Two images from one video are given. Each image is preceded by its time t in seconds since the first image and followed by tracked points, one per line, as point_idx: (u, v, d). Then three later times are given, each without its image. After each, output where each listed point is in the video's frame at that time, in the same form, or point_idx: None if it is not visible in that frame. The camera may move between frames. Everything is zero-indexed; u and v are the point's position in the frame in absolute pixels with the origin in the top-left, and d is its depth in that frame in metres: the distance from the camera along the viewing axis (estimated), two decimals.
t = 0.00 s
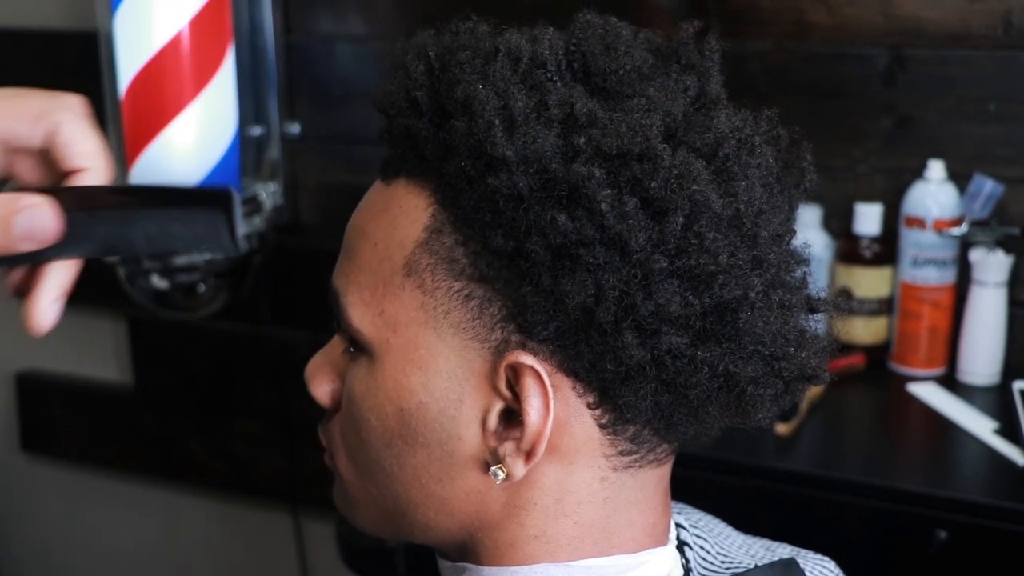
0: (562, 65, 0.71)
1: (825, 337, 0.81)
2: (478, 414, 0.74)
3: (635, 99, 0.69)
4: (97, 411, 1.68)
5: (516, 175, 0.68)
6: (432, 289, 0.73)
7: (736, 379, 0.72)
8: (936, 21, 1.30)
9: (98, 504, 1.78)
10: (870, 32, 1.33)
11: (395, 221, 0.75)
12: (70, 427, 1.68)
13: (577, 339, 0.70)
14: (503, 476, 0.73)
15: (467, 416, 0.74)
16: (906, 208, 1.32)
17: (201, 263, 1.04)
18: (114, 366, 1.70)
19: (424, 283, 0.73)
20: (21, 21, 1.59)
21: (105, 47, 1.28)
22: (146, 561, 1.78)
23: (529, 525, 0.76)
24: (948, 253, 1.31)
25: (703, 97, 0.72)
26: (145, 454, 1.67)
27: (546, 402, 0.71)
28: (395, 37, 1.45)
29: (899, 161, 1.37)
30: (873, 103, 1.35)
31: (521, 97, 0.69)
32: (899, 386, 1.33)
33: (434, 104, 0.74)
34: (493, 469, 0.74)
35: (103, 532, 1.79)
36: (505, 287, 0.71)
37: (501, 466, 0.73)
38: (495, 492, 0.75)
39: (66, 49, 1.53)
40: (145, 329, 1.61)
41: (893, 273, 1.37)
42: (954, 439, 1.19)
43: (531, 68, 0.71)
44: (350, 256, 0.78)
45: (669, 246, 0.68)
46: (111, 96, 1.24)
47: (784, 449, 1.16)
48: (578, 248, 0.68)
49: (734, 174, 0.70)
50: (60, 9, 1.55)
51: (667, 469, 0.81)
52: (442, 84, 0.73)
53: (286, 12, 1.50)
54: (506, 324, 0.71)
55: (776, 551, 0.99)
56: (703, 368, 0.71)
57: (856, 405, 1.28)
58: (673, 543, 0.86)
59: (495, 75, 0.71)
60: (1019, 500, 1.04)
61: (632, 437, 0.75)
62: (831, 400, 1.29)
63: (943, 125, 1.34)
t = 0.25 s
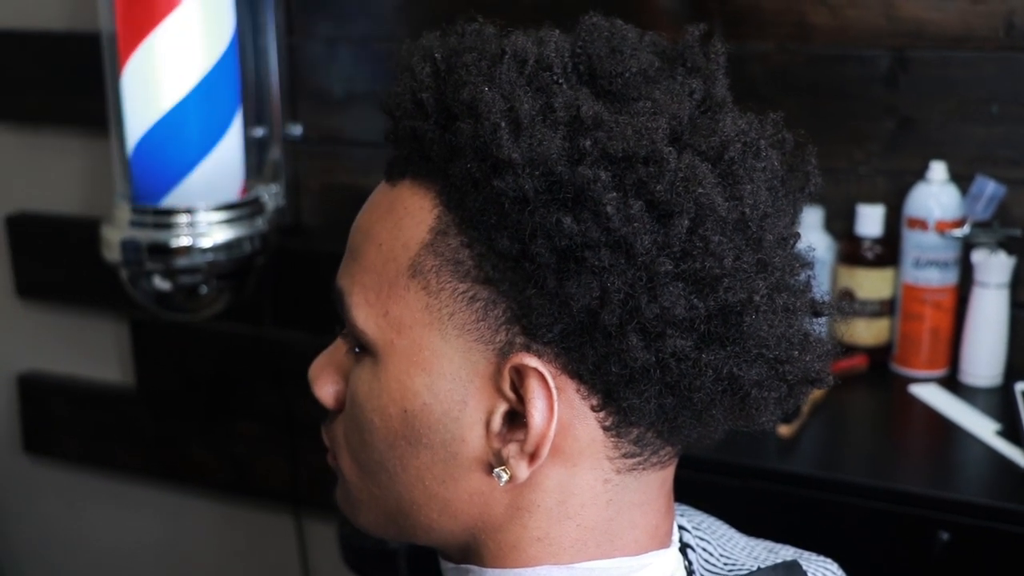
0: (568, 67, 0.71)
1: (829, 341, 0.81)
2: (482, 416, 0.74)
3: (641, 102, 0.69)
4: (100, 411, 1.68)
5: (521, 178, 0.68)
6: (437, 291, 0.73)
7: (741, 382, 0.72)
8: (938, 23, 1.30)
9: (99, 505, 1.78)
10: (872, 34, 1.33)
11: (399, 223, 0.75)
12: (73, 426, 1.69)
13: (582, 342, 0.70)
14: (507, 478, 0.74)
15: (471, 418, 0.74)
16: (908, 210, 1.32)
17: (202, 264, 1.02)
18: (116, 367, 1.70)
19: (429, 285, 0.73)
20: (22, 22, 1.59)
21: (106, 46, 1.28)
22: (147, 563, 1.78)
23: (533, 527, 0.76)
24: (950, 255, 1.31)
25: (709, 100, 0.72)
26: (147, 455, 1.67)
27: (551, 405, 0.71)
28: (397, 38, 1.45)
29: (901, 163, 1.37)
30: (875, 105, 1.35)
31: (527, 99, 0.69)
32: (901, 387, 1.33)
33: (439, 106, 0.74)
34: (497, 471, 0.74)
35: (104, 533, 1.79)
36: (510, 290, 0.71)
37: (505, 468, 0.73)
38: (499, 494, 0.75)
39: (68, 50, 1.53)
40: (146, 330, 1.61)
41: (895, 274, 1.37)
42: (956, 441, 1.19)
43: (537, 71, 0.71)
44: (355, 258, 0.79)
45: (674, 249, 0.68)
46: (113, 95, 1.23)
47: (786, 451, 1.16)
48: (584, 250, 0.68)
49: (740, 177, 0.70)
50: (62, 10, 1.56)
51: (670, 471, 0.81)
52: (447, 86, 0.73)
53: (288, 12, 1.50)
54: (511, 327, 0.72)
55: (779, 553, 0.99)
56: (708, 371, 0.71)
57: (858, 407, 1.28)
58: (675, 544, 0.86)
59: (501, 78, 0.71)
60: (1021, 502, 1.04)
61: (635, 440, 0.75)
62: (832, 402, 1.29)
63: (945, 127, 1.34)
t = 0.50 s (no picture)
0: (566, 68, 0.71)
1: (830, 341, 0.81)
2: (482, 417, 0.74)
3: (639, 102, 0.69)
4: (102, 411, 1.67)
5: (520, 179, 0.68)
6: (436, 292, 0.73)
7: (741, 383, 0.72)
8: (939, 23, 1.30)
9: (100, 506, 1.78)
10: (874, 34, 1.33)
11: (398, 224, 0.75)
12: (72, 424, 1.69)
13: (582, 343, 0.70)
14: (507, 479, 0.73)
15: (471, 419, 0.74)
16: (909, 211, 1.32)
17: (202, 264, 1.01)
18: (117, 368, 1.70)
19: (429, 286, 0.73)
20: (24, 22, 1.59)
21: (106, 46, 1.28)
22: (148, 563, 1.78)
23: (533, 528, 0.75)
24: (952, 256, 1.31)
25: (708, 100, 0.72)
26: (148, 456, 1.67)
27: (551, 406, 0.71)
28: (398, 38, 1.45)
29: (902, 164, 1.37)
30: (876, 106, 1.35)
31: (525, 100, 0.69)
32: (903, 389, 1.33)
33: (438, 107, 0.74)
34: (497, 472, 0.74)
35: (105, 534, 1.79)
36: (510, 291, 0.71)
37: (505, 469, 0.73)
38: (499, 496, 0.75)
39: (69, 50, 1.53)
40: (147, 331, 1.61)
41: (897, 275, 1.37)
42: (958, 442, 1.18)
43: (536, 72, 0.71)
44: (355, 258, 0.78)
45: (674, 250, 0.68)
46: (114, 96, 1.23)
47: (788, 452, 1.16)
48: (584, 251, 0.68)
49: (739, 177, 0.70)
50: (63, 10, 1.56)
51: (671, 472, 0.81)
52: (446, 87, 0.73)
53: (290, 13, 1.50)
54: (510, 328, 0.71)
55: (780, 554, 0.99)
56: (709, 372, 0.71)
57: (860, 408, 1.28)
58: (676, 546, 0.85)
59: (499, 79, 0.70)
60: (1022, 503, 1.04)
61: (636, 440, 0.75)
62: (834, 403, 1.29)
63: (946, 128, 1.33)
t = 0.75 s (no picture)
0: (568, 66, 0.71)
1: (832, 339, 0.81)
2: (485, 416, 0.74)
3: (642, 101, 0.69)
4: (103, 411, 1.67)
5: (524, 178, 0.68)
6: (439, 291, 0.73)
7: (745, 381, 0.72)
8: (941, 23, 1.30)
9: (101, 505, 1.78)
10: (876, 33, 1.32)
11: (400, 223, 0.75)
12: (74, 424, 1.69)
13: (586, 342, 0.70)
14: (511, 479, 0.73)
15: (474, 419, 0.74)
16: (911, 210, 1.31)
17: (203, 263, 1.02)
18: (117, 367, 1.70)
19: (431, 285, 0.73)
20: (24, 21, 1.59)
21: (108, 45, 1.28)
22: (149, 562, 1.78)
23: (535, 527, 0.75)
24: (954, 256, 1.31)
25: (710, 99, 0.72)
26: (148, 455, 1.67)
27: (554, 405, 0.71)
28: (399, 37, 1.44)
29: (904, 163, 1.37)
30: (878, 105, 1.35)
31: (528, 99, 0.69)
32: (904, 388, 1.33)
33: (439, 106, 0.74)
34: (500, 471, 0.73)
35: (106, 533, 1.79)
36: (513, 289, 0.71)
37: (509, 469, 0.73)
38: (502, 495, 0.75)
39: (70, 49, 1.53)
40: (148, 330, 1.61)
41: (898, 275, 1.36)
42: (960, 441, 1.18)
43: (537, 70, 0.71)
44: (355, 257, 0.78)
45: (678, 249, 0.67)
46: (116, 96, 1.23)
47: (790, 451, 1.16)
48: (588, 250, 0.67)
49: (743, 176, 0.69)
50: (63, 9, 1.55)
51: (672, 471, 0.81)
52: (447, 86, 0.73)
53: (291, 12, 1.50)
54: (514, 327, 0.71)
55: (782, 553, 0.99)
56: (713, 371, 0.71)
57: (862, 407, 1.28)
58: (678, 545, 0.85)
59: (501, 77, 0.70)
60: None
61: (639, 439, 0.75)
62: (835, 402, 1.29)
63: (948, 127, 1.33)
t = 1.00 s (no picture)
0: (560, 53, 0.71)
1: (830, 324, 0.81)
2: (481, 406, 0.73)
3: (635, 86, 0.69)
4: (105, 403, 1.68)
5: (516, 165, 0.67)
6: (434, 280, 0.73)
7: (742, 367, 0.72)
8: (943, 10, 1.29)
9: (104, 498, 1.78)
10: (877, 21, 1.32)
11: (394, 212, 0.75)
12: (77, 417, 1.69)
13: (581, 330, 0.70)
14: (508, 468, 0.73)
15: (470, 407, 0.74)
16: (913, 199, 1.31)
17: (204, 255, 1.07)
18: (119, 359, 1.70)
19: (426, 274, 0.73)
20: (22, 14, 1.59)
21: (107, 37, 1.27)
22: (152, 555, 1.78)
23: (534, 516, 0.75)
24: (956, 244, 1.30)
25: (704, 83, 0.72)
26: (151, 448, 1.67)
27: (551, 394, 0.71)
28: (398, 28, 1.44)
29: (906, 152, 1.36)
30: (879, 94, 1.35)
31: (520, 85, 0.69)
32: (906, 378, 1.32)
33: (431, 95, 0.73)
34: (497, 461, 0.73)
35: (109, 526, 1.79)
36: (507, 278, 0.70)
37: (506, 458, 0.73)
38: (499, 485, 0.75)
39: (69, 42, 1.53)
40: (149, 323, 1.61)
41: (900, 264, 1.36)
42: (961, 430, 1.18)
43: (529, 56, 0.70)
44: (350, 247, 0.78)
45: (672, 235, 0.67)
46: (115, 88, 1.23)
47: (791, 441, 1.16)
48: (582, 237, 0.67)
49: (737, 160, 0.69)
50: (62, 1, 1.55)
51: (671, 459, 0.81)
52: (439, 74, 0.73)
53: (290, 3, 1.50)
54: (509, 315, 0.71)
55: (783, 542, 0.99)
56: (709, 358, 0.70)
57: (863, 397, 1.28)
58: (678, 534, 0.85)
59: (493, 64, 0.70)
60: None
61: (636, 427, 0.74)
62: (836, 392, 1.29)
63: (951, 115, 1.33)
